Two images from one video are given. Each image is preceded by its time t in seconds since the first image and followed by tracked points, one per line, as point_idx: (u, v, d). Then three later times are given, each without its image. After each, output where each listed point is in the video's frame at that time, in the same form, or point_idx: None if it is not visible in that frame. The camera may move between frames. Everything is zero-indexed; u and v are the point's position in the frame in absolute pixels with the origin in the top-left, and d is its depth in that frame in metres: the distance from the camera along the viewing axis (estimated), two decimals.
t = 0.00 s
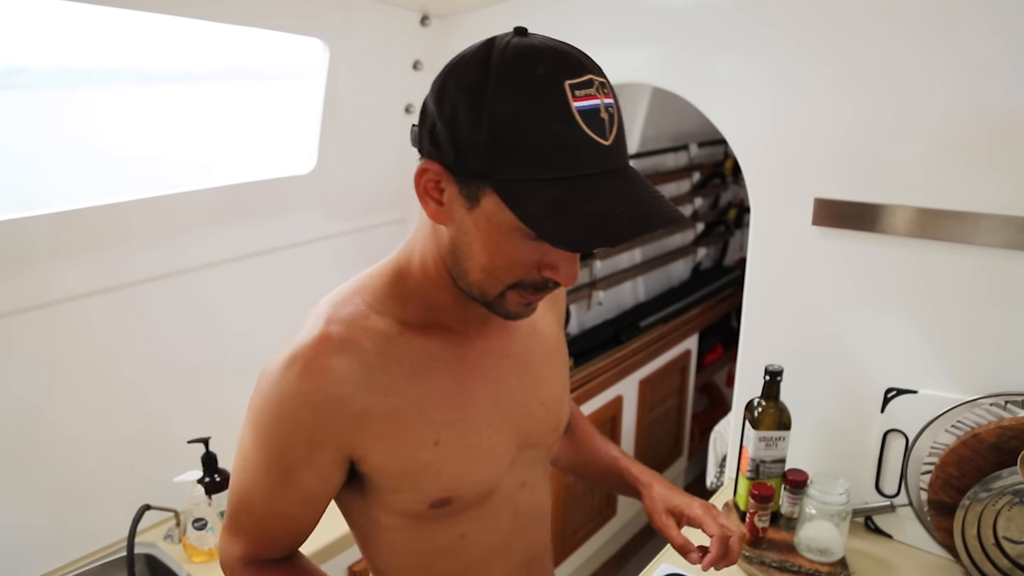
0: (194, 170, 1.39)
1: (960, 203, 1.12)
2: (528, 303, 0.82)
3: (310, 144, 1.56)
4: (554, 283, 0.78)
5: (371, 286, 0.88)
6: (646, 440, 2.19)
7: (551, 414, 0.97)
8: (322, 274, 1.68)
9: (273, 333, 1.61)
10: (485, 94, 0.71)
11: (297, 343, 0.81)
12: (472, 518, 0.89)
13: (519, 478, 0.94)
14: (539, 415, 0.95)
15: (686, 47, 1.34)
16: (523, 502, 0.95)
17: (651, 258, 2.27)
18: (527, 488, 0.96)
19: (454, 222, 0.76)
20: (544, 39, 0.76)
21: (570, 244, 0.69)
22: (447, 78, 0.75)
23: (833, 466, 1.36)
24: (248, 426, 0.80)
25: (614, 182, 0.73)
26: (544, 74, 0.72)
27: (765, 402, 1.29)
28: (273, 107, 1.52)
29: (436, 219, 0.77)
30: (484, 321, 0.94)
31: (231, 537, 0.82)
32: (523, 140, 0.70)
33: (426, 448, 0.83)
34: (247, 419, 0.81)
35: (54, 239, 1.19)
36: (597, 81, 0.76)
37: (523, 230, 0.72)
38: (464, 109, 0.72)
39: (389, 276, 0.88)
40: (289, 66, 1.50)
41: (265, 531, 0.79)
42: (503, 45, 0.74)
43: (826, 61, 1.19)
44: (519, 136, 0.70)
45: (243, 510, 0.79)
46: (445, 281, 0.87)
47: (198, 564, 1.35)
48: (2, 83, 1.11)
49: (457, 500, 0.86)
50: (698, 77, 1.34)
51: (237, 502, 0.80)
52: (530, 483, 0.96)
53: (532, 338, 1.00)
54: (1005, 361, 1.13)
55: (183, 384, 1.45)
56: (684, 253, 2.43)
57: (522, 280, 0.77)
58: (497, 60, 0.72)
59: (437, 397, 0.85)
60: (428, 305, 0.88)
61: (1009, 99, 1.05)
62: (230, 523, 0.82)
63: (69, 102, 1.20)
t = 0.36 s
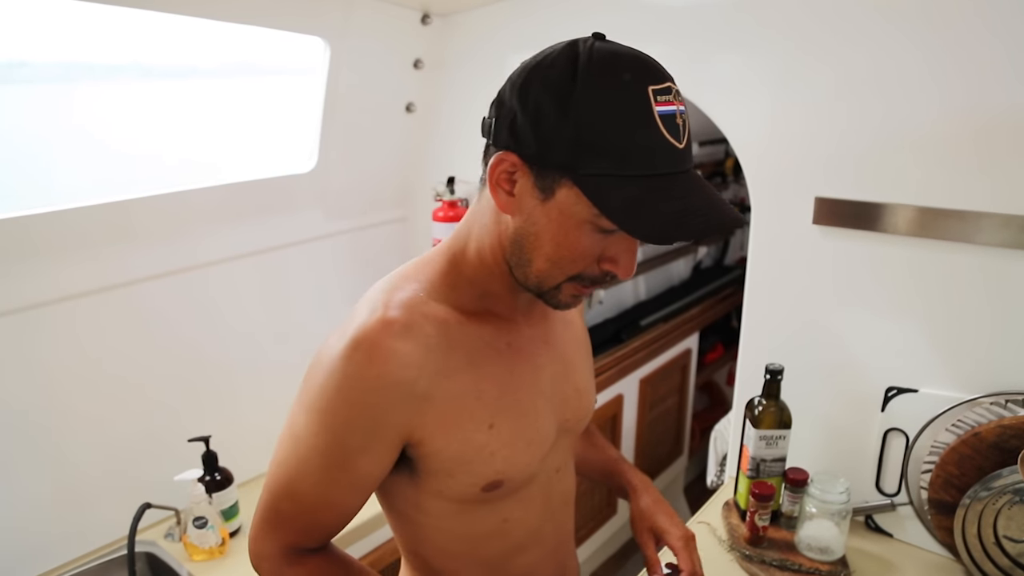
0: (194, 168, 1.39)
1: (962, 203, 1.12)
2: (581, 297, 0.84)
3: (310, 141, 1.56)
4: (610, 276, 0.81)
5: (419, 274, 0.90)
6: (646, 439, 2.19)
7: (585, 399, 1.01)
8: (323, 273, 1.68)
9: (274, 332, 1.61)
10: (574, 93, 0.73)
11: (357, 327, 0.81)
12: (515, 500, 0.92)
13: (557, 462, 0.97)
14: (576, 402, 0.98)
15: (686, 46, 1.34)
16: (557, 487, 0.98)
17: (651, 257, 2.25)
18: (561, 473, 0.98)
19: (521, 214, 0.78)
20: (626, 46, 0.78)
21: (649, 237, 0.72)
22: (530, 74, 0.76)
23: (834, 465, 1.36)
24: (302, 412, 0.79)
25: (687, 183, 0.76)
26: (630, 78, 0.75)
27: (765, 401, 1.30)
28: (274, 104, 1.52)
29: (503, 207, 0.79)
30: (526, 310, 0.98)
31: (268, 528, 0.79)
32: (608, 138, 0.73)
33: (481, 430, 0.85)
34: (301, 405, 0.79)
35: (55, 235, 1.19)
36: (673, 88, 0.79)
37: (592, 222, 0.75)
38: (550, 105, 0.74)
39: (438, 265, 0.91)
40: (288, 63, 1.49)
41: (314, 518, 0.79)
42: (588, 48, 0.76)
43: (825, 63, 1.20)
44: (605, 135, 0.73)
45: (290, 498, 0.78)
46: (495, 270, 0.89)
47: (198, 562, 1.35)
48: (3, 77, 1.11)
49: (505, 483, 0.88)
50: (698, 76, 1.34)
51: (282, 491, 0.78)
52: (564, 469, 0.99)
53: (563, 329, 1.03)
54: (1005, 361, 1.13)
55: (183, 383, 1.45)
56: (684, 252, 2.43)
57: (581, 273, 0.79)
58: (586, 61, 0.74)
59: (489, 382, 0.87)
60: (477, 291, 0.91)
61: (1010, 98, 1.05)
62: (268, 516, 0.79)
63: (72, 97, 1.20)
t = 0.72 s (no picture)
0: (195, 164, 1.39)
1: (962, 200, 1.12)
2: (586, 296, 0.83)
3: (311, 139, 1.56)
4: (613, 275, 0.80)
5: (432, 267, 0.91)
6: (646, 437, 2.19)
7: (595, 401, 0.99)
8: (322, 270, 1.68)
9: (273, 329, 1.61)
10: (577, 89, 0.73)
11: (362, 315, 0.82)
12: (517, 496, 0.91)
13: (562, 461, 0.96)
14: (584, 401, 0.97)
15: (685, 44, 1.34)
16: (561, 485, 0.98)
17: (651, 256, 2.25)
18: (567, 472, 0.98)
19: (526, 209, 0.79)
20: (636, 44, 0.78)
21: (643, 233, 0.71)
22: (539, 71, 0.77)
23: (833, 463, 1.36)
24: (304, 393, 0.80)
25: (688, 181, 0.75)
26: (634, 75, 0.74)
27: (765, 400, 1.30)
28: (274, 101, 1.52)
29: (508, 202, 0.79)
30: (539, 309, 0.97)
31: (263, 497, 0.82)
32: (608, 134, 0.72)
33: (480, 424, 0.85)
34: (303, 388, 0.81)
35: (55, 232, 1.19)
36: (681, 87, 0.77)
37: (591, 219, 0.75)
38: (554, 101, 0.74)
39: (452, 259, 0.92)
40: (288, 61, 1.49)
41: (309, 493, 0.81)
42: (596, 46, 0.76)
43: (823, 63, 1.20)
44: (605, 131, 0.72)
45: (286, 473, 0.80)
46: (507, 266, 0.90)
47: (198, 560, 1.35)
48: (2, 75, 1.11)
49: (504, 478, 0.88)
50: (697, 74, 1.34)
51: (278, 463, 0.80)
52: (569, 468, 0.98)
53: (577, 327, 1.03)
54: (1005, 359, 1.13)
55: (183, 380, 1.45)
56: (684, 250, 2.43)
57: (582, 270, 0.79)
58: (592, 58, 0.74)
59: (490, 376, 0.87)
60: (488, 285, 0.91)
61: (1010, 95, 1.05)
62: (262, 483, 0.81)
63: (73, 92, 1.20)
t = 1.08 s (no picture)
0: (196, 163, 1.40)
1: (961, 198, 1.12)
2: (560, 293, 0.83)
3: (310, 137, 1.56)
4: (585, 272, 0.79)
5: (420, 264, 0.91)
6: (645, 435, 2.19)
7: (582, 403, 0.97)
8: (322, 268, 1.68)
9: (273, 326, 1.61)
10: (533, 88, 0.73)
11: (342, 304, 0.85)
12: (496, 491, 0.91)
13: (545, 461, 0.95)
14: (568, 401, 0.95)
15: (685, 41, 1.34)
16: (546, 484, 0.97)
17: (651, 254, 2.25)
18: (552, 472, 0.97)
19: (497, 209, 0.80)
20: (598, 40, 0.77)
21: (593, 231, 0.71)
22: (502, 72, 0.77)
23: (833, 460, 1.36)
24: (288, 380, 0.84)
25: (646, 178, 0.75)
26: (589, 71, 0.74)
27: (764, 397, 1.30)
28: (274, 99, 1.52)
29: (479, 201, 0.80)
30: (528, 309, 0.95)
31: (262, 483, 0.85)
32: (563, 133, 0.72)
33: (451, 416, 0.85)
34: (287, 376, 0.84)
35: (56, 230, 1.19)
36: (641, 82, 0.77)
37: (555, 219, 0.74)
38: (511, 103, 0.75)
39: (440, 255, 0.92)
40: (287, 59, 1.49)
41: (300, 478, 0.83)
42: (556, 43, 0.76)
43: (823, 63, 1.20)
44: (560, 129, 0.72)
45: (277, 459, 0.83)
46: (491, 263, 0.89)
47: (197, 558, 1.35)
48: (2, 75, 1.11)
49: (477, 472, 0.88)
50: (697, 71, 1.34)
51: (270, 448, 0.84)
52: (556, 468, 0.97)
53: (571, 327, 1.00)
54: (1004, 358, 1.13)
55: (183, 378, 1.45)
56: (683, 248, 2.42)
57: (552, 269, 0.79)
58: (549, 56, 0.74)
59: (463, 370, 0.87)
60: (470, 281, 0.90)
61: (1009, 94, 1.05)
62: (261, 470, 0.85)
63: (72, 93, 1.20)
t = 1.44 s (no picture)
0: (196, 161, 1.40)
1: (960, 196, 1.12)
2: (562, 293, 0.84)
3: (310, 135, 1.56)
4: (589, 272, 0.81)
5: (409, 262, 0.90)
6: (644, 433, 2.19)
7: (575, 393, 0.98)
8: (321, 266, 1.68)
9: (272, 324, 1.61)
10: (538, 98, 0.73)
11: (337, 308, 0.84)
12: (496, 487, 0.92)
13: (544, 454, 0.96)
14: (563, 393, 0.97)
15: (684, 39, 1.34)
16: (543, 477, 0.97)
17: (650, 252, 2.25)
18: (549, 465, 0.98)
19: (498, 216, 0.79)
20: (596, 45, 0.77)
21: (610, 245, 0.72)
22: (501, 77, 0.76)
23: (832, 458, 1.36)
24: (286, 391, 0.82)
25: (656, 188, 0.75)
26: (594, 80, 0.74)
27: (763, 395, 1.30)
28: (274, 97, 1.52)
29: (479, 209, 0.79)
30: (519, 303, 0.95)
31: (269, 500, 0.84)
32: (572, 143, 0.72)
33: (452, 414, 0.86)
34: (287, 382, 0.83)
35: (55, 228, 1.19)
36: (642, 89, 0.77)
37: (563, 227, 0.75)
38: (515, 112, 0.74)
39: (429, 252, 0.91)
40: (287, 58, 1.49)
41: (306, 492, 0.82)
42: (556, 49, 0.75)
43: (822, 62, 1.20)
44: (569, 140, 0.72)
45: (282, 474, 0.82)
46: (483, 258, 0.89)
47: (196, 555, 1.35)
48: (3, 74, 1.11)
49: (480, 468, 0.89)
50: (697, 69, 1.34)
51: (274, 464, 0.82)
52: (553, 460, 0.98)
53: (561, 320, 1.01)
54: (1003, 355, 1.14)
55: (182, 376, 1.45)
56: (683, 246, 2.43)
57: (557, 273, 0.80)
58: (552, 64, 0.74)
59: (463, 368, 0.88)
60: (463, 280, 0.90)
61: (1009, 92, 1.05)
62: (267, 487, 0.83)
63: (71, 93, 1.20)
